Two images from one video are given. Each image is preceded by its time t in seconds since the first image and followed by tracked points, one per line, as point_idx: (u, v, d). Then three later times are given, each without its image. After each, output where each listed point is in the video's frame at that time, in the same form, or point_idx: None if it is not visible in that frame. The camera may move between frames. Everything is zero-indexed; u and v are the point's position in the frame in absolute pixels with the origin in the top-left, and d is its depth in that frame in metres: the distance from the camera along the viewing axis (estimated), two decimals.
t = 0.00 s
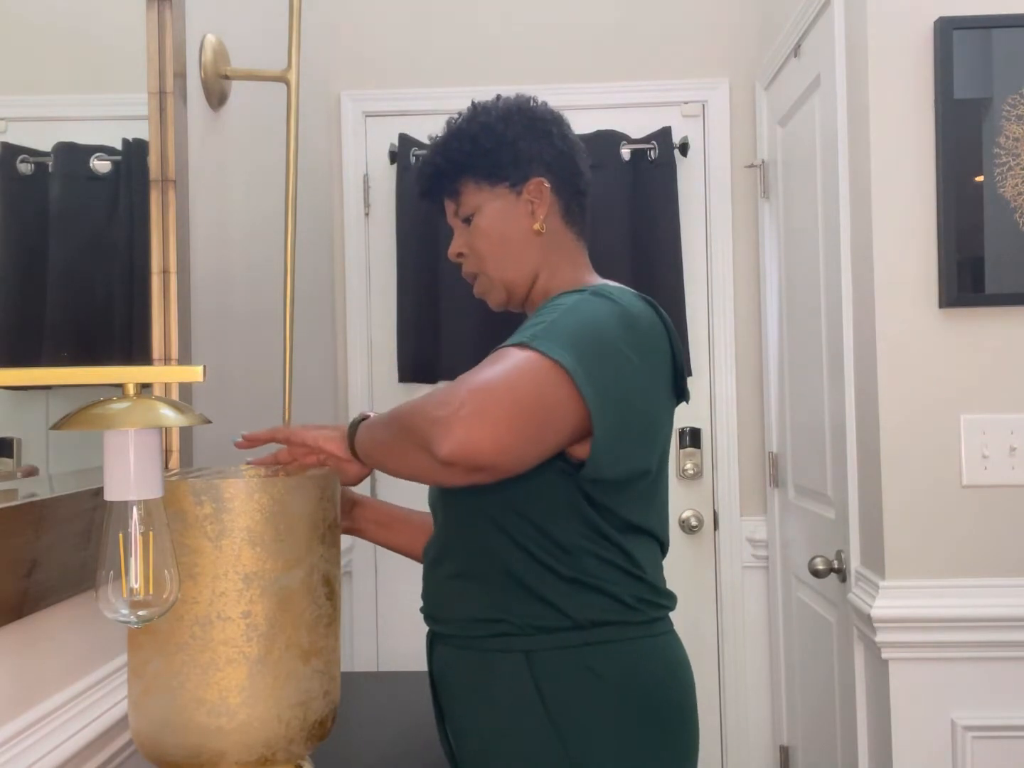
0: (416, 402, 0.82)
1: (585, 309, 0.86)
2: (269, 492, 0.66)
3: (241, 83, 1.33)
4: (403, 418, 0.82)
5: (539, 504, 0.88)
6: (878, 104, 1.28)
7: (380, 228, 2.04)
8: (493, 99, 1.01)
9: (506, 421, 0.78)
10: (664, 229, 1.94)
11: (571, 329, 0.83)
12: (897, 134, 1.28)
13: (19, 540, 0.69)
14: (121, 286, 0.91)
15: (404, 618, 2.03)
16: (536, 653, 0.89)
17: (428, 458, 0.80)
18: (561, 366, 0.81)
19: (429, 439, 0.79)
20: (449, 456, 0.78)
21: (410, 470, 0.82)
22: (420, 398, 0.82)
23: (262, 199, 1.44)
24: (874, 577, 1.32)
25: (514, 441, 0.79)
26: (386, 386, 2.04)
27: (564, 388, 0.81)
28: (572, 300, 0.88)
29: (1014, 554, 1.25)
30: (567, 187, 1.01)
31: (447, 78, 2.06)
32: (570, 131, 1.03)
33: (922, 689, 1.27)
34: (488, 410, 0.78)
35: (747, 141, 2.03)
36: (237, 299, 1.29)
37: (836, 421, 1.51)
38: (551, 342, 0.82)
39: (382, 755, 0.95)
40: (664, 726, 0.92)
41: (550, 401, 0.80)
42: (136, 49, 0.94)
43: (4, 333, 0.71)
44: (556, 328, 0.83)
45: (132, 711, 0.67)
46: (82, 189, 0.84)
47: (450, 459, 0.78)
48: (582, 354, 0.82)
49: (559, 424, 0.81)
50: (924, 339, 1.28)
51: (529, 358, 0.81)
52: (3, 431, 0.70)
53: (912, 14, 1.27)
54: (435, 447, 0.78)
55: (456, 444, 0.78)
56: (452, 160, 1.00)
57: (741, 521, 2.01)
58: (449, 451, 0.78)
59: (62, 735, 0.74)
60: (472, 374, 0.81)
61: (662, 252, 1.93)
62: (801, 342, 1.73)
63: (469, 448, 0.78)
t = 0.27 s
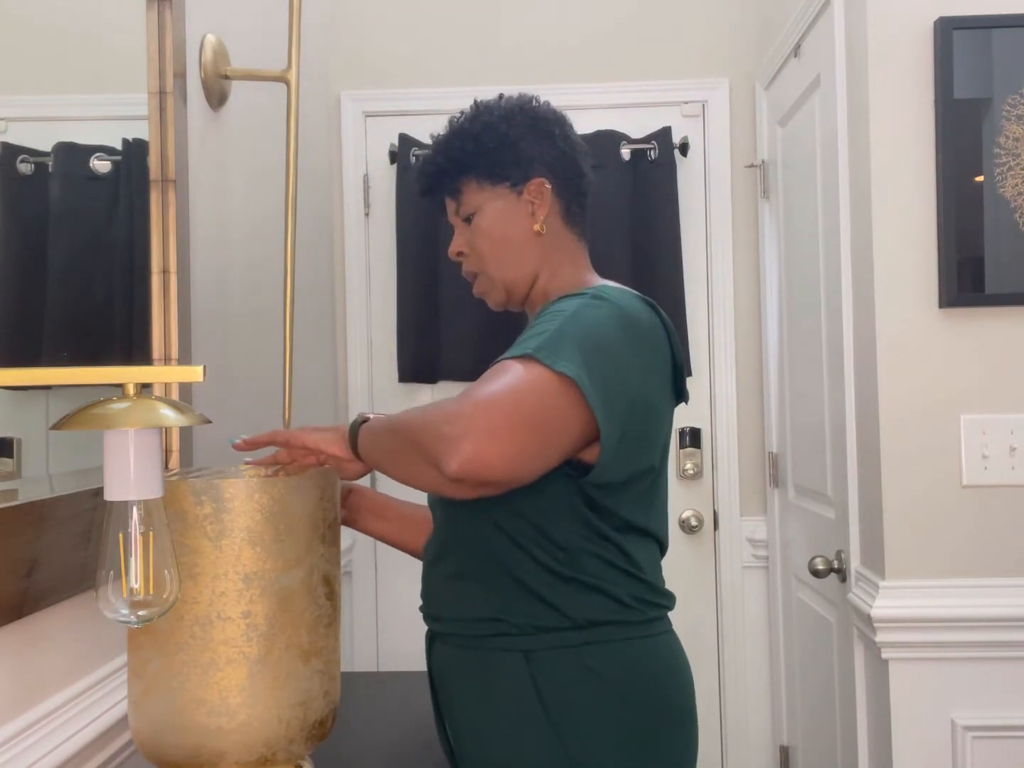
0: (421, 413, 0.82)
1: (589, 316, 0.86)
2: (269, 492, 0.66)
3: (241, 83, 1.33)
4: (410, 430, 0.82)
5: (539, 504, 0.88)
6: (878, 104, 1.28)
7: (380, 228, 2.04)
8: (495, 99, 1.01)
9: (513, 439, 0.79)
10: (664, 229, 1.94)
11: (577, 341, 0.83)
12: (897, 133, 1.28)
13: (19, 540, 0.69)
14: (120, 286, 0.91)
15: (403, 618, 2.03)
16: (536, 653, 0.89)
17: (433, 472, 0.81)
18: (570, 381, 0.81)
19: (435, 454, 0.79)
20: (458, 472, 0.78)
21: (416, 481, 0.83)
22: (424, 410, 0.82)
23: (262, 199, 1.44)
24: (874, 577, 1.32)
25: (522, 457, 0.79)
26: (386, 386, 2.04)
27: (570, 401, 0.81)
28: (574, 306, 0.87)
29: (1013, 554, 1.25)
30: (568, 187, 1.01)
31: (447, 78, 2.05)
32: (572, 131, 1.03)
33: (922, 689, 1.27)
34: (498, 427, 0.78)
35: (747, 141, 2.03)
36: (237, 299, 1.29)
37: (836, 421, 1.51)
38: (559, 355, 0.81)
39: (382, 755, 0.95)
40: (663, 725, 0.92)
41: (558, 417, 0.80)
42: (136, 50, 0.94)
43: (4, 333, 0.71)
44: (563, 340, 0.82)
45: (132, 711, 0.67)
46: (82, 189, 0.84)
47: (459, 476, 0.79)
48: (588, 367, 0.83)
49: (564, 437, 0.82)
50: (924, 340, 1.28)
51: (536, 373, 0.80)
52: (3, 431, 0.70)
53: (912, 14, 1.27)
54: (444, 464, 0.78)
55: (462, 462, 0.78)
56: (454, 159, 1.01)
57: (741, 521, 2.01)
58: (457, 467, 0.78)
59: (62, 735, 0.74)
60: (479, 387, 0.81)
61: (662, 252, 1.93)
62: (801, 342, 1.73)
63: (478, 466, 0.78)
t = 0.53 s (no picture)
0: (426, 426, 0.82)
1: (589, 323, 0.86)
2: (269, 492, 0.66)
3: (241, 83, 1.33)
4: (415, 445, 0.82)
5: (539, 504, 0.88)
6: (878, 104, 1.28)
7: (380, 227, 2.04)
8: (491, 99, 1.01)
9: (519, 451, 0.79)
10: (664, 229, 1.94)
11: (579, 349, 0.83)
12: (896, 133, 1.28)
13: (19, 540, 0.69)
14: (120, 286, 0.91)
15: (403, 618, 2.03)
16: (535, 654, 0.89)
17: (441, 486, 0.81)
18: (573, 390, 0.81)
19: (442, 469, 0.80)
20: (466, 486, 0.79)
21: (423, 494, 0.83)
22: (428, 423, 0.82)
23: (262, 199, 1.44)
24: (874, 577, 1.32)
25: (529, 468, 0.80)
26: (386, 386, 2.04)
27: (574, 409, 0.81)
28: (574, 312, 0.87)
29: (1013, 554, 1.25)
30: (564, 188, 1.02)
31: (446, 78, 2.05)
32: (567, 132, 1.03)
33: (922, 689, 1.27)
34: (503, 440, 0.78)
35: (747, 142, 2.03)
36: (237, 299, 1.29)
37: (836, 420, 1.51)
38: (562, 363, 0.81)
39: (381, 755, 0.95)
40: (660, 725, 0.92)
41: (563, 427, 0.81)
42: (137, 50, 0.94)
43: (3, 334, 0.71)
44: (565, 348, 0.82)
45: (132, 711, 0.67)
46: (82, 189, 0.84)
47: (467, 490, 0.79)
48: (591, 374, 0.83)
49: (569, 444, 0.82)
50: (924, 339, 1.28)
51: (540, 383, 0.80)
52: (2, 431, 0.70)
53: (913, 14, 1.27)
54: (452, 479, 0.79)
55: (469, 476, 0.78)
56: (449, 160, 1.00)
57: (741, 521, 2.01)
58: (465, 481, 0.78)
59: (62, 735, 0.74)
60: (483, 400, 0.81)
61: (662, 252, 1.93)
62: (801, 342, 1.73)
63: (486, 479, 0.78)
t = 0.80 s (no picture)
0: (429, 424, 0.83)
1: (592, 320, 0.86)
2: (269, 492, 0.66)
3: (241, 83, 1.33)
4: (419, 443, 0.82)
5: (539, 502, 0.89)
6: (878, 104, 1.28)
7: (380, 227, 2.04)
8: (494, 99, 1.01)
9: (521, 447, 0.79)
10: (664, 229, 1.94)
11: (582, 344, 0.83)
12: (896, 133, 1.28)
13: (19, 540, 0.69)
14: (120, 285, 0.91)
15: (403, 617, 2.03)
16: (535, 653, 0.89)
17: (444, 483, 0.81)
18: (575, 385, 0.81)
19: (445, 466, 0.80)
20: (470, 482, 0.79)
21: (428, 493, 0.83)
22: (432, 422, 0.83)
23: (262, 199, 1.44)
24: (874, 577, 1.32)
25: (532, 462, 0.80)
26: (386, 386, 2.04)
27: (577, 405, 0.81)
28: (576, 311, 0.87)
29: (1012, 554, 1.25)
30: (566, 189, 1.02)
31: (446, 78, 2.06)
32: (569, 133, 1.04)
33: (922, 689, 1.27)
34: (506, 435, 0.79)
35: (747, 142, 2.03)
36: (237, 299, 1.29)
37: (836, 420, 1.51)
38: (564, 358, 0.81)
39: (381, 755, 0.95)
40: (660, 725, 0.92)
41: (565, 422, 0.81)
42: (137, 50, 0.94)
43: (4, 334, 0.71)
44: (567, 344, 0.83)
45: (132, 711, 0.67)
46: (82, 189, 0.84)
47: (470, 487, 0.79)
48: (593, 370, 0.83)
49: (572, 441, 0.82)
50: (924, 339, 1.28)
51: (543, 379, 0.81)
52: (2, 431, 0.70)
53: (913, 14, 1.27)
54: (455, 476, 0.79)
55: (472, 472, 0.79)
56: (453, 160, 1.00)
57: (741, 521, 2.01)
58: (469, 477, 0.79)
59: (62, 735, 0.74)
60: (485, 397, 0.81)
61: (663, 252, 1.93)
62: (800, 342, 1.73)
63: (490, 474, 0.78)
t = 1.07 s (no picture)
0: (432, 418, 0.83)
1: (599, 318, 0.86)
2: (269, 492, 0.66)
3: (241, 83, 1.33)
4: (421, 435, 0.82)
5: (543, 501, 0.89)
6: (877, 104, 1.28)
7: (380, 227, 2.04)
8: (510, 97, 1.01)
9: (523, 437, 0.79)
10: (664, 229, 1.94)
11: (588, 339, 0.83)
12: (895, 133, 1.28)
13: (19, 540, 0.69)
14: (120, 285, 0.91)
15: (403, 617, 2.03)
16: (539, 652, 0.89)
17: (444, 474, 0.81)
18: (580, 378, 0.81)
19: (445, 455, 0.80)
20: (470, 471, 0.79)
21: (426, 486, 0.83)
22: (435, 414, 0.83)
23: (262, 199, 1.44)
24: (874, 577, 1.32)
25: (533, 454, 0.80)
26: (386, 386, 2.04)
27: (580, 398, 0.81)
28: (582, 309, 0.88)
29: (1013, 554, 1.25)
30: (578, 190, 1.02)
31: (446, 78, 2.06)
32: (582, 134, 1.04)
33: (922, 689, 1.27)
34: (508, 427, 0.79)
35: (747, 141, 2.03)
36: (237, 299, 1.29)
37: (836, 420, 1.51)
38: (569, 352, 0.82)
39: (381, 754, 0.95)
40: (664, 726, 0.92)
41: (568, 415, 0.81)
42: (136, 50, 0.94)
43: (4, 334, 0.71)
44: (572, 338, 0.83)
45: (131, 712, 0.67)
46: (82, 189, 0.84)
47: (470, 475, 0.79)
48: (598, 365, 0.83)
49: (574, 434, 0.82)
50: (924, 339, 1.27)
51: (547, 371, 0.81)
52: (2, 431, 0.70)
53: (912, 14, 1.27)
54: (456, 464, 0.79)
55: (472, 460, 0.78)
56: (467, 157, 1.00)
57: (741, 521, 2.01)
58: (470, 466, 0.78)
59: (62, 735, 0.74)
60: (489, 388, 0.81)
61: (662, 252, 1.93)
62: (800, 342, 1.73)
63: (491, 464, 0.78)
